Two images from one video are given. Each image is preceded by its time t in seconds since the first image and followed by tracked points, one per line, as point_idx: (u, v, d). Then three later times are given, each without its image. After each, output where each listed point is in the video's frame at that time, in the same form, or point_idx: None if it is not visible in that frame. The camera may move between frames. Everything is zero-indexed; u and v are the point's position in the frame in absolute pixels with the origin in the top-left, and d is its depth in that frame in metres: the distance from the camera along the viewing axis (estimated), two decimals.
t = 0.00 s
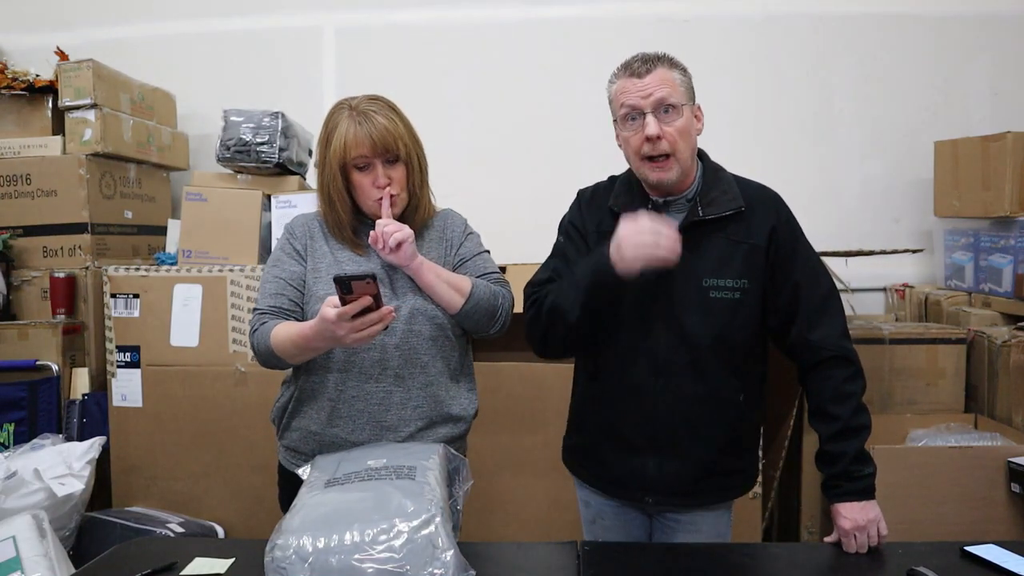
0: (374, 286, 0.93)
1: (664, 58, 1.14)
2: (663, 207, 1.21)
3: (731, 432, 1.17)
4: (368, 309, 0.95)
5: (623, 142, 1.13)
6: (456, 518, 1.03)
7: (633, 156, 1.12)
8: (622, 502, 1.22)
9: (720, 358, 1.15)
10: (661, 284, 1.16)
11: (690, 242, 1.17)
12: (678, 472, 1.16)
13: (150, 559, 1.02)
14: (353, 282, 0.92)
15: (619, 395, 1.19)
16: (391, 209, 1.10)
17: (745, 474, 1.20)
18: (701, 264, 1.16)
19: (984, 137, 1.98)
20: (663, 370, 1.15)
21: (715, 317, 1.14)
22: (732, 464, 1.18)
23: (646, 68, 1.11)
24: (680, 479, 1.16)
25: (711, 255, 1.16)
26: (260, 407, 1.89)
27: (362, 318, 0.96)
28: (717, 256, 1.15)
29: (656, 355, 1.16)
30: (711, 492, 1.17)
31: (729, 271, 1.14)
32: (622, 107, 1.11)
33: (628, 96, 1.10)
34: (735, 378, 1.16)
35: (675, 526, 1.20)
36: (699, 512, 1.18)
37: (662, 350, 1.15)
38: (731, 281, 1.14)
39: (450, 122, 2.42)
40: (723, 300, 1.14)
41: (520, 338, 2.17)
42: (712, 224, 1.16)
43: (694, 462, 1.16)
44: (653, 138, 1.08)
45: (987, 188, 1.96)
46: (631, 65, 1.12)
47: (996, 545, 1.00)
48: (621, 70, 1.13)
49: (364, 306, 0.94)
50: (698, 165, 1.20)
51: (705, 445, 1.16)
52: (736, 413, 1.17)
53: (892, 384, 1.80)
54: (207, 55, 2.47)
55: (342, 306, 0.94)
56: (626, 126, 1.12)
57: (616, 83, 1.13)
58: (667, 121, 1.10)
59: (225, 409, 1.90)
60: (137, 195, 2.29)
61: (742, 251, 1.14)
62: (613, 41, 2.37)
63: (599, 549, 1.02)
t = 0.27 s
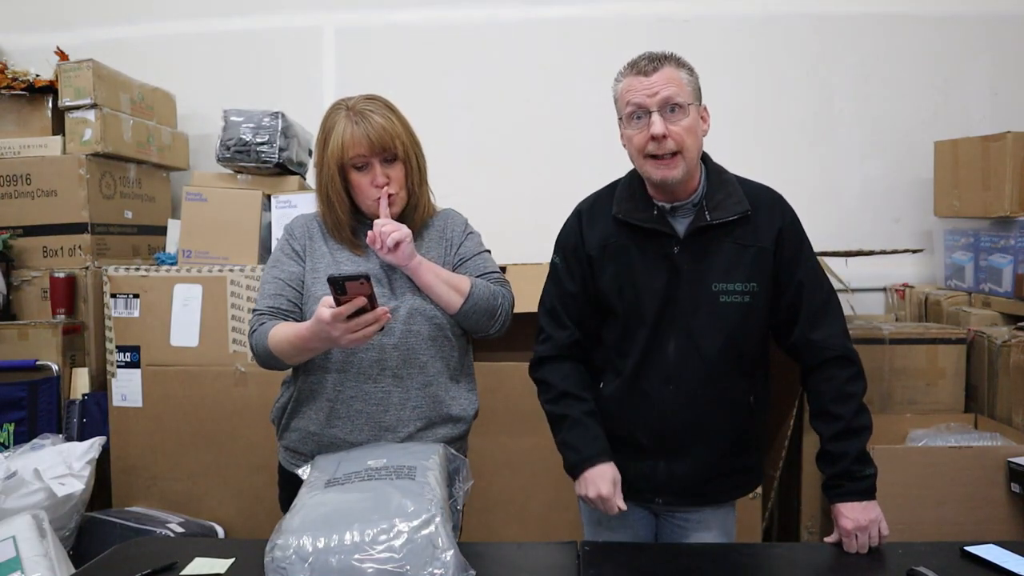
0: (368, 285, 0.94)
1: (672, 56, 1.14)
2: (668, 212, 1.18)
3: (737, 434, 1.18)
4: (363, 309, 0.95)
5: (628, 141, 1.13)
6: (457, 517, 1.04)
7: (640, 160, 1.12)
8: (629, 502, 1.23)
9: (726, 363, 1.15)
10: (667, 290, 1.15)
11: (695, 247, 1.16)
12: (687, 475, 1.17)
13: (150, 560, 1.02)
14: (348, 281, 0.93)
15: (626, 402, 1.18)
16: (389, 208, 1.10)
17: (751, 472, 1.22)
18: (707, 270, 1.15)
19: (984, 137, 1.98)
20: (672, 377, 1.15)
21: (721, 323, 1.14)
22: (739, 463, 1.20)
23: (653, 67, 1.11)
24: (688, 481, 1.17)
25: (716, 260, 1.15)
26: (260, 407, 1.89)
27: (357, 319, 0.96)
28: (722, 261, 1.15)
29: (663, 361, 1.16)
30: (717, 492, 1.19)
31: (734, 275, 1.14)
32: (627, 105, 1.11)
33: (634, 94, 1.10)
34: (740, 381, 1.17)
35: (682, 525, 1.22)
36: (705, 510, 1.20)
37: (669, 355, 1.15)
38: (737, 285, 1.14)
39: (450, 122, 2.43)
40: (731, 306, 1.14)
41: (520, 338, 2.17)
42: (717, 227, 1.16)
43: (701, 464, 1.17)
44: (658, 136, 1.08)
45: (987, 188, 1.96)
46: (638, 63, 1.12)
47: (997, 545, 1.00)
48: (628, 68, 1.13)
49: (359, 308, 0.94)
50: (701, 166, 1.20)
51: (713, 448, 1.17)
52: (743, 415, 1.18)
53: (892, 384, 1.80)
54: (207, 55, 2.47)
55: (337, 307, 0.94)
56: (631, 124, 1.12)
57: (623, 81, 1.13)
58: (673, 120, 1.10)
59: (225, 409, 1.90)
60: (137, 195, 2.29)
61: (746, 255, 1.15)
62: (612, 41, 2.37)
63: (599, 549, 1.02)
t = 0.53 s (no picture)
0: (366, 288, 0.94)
1: (667, 57, 1.14)
2: (666, 218, 1.19)
3: (739, 435, 1.19)
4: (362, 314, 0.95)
5: (625, 144, 1.13)
6: (456, 517, 1.04)
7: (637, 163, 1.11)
8: (632, 502, 1.23)
9: (728, 366, 1.15)
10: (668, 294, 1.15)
11: (696, 251, 1.16)
12: (691, 477, 1.18)
13: (150, 559, 1.02)
14: (345, 285, 0.93)
15: (629, 406, 1.19)
16: (388, 208, 1.10)
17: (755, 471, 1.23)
18: (707, 274, 1.15)
19: (984, 137, 1.98)
20: (675, 382, 1.15)
21: (721, 326, 1.14)
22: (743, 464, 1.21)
23: (650, 69, 1.10)
24: (692, 483, 1.18)
25: (715, 264, 1.15)
26: (260, 407, 1.89)
27: (357, 323, 0.96)
28: (722, 264, 1.15)
29: (665, 365, 1.16)
30: (719, 493, 1.20)
31: (735, 277, 1.14)
32: (624, 108, 1.11)
33: (631, 97, 1.10)
34: (742, 383, 1.17)
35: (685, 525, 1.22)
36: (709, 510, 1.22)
37: (670, 360, 1.16)
38: (738, 288, 1.14)
39: (450, 122, 2.42)
40: (732, 309, 1.14)
41: (520, 338, 2.17)
42: (716, 230, 1.16)
43: (705, 466, 1.18)
44: (657, 139, 1.08)
45: (987, 188, 1.96)
46: (634, 65, 1.12)
47: (997, 545, 1.00)
48: (624, 70, 1.13)
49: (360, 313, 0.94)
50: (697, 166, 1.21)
51: (716, 450, 1.18)
52: (745, 417, 1.18)
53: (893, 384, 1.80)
54: (207, 55, 2.47)
55: (337, 313, 0.94)
56: (628, 127, 1.11)
57: (619, 83, 1.13)
58: (670, 122, 1.10)
59: (225, 409, 1.90)
60: (137, 195, 2.29)
61: (747, 257, 1.15)
62: (612, 41, 2.37)
63: (599, 549, 1.02)
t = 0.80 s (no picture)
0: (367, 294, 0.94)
1: (665, 58, 1.13)
2: (664, 221, 1.19)
3: (739, 436, 1.19)
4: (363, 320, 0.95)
5: (623, 146, 1.13)
6: (456, 517, 1.04)
7: (636, 166, 1.11)
8: (635, 503, 1.23)
9: (728, 369, 1.15)
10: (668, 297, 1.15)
11: (696, 253, 1.16)
12: (692, 478, 1.18)
13: (150, 560, 1.02)
14: (346, 291, 0.93)
15: (630, 408, 1.19)
16: (388, 208, 1.10)
17: (756, 472, 1.23)
18: (706, 278, 1.15)
19: (984, 137, 1.98)
20: (676, 385, 1.15)
21: (721, 329, 1.14)
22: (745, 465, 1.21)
23: (648, 70, 1.10)
24: (693, 484, 1.19)
25: (715, 267, 1.15)
26: (260, 407, 1.89)
27: (359, 328, 0.95)
28: (721, 267, 1.15)
29: (666, 368, 1.16)
30: (719, 494, 1.20)
31: (735, 279, 1.14)
32: (623, 110, 1.11)
33: (630, 99, 1.09)
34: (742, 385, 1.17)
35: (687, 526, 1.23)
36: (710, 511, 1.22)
37: (671, 362, 1.16)
38: (738, 291, 1.14)
39: (450, 121, 2.42)
40: (731, 312, 1.14)
41: (520, 338, 2.17)
42: (715, 233, 1.16)
43: (706, 468, 1.18)
44: (656, 142, 1.08)
45: (987, 188, 1.96)
46: (632, 66, 1.11)
47: (997, 545, 1.00)
48: (621, 71, 1.12)
49: (362, 319, 0.94)
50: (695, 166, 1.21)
51: (717, 452, 1.18)
52: (746, 419, 1.19)
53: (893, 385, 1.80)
54: (206, 55, 2.47)
55: (339, 318, 0.94)
56: (626, 129, 1.11)
57: (617, 84, 1.12)
58: (669, 125, 1.10)
59: (225, 409, 1.90)
60: (137, 195, 2.29)
61: (747, 259, 1.15)
62: (612, 41, 2.37)
63: (599, 549, 1.02)
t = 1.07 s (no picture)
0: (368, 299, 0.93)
1: (672, 50, 1.14)
2: (673, 208, 1.19)
3: (739, 430, 1.18)
4: (365, 326, 0.94)
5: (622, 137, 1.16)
6: (456, 517, 1.04)
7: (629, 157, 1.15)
8: (637, 502, 1.23)
9: (730, 358, 1.15)
10: (672, 284, 1.16)
11: (702, 240, 1.16)
12: (687, 470, 1.18)
13: (150, 560, 1.02)
14: (347, 296, 0.91)
15: (630, 394, 1.19)
16: (388, 209, 1.10)
17: (754, 470, 1.22)
18: (711, 265, 1.15)
19: (984, 137, 1.98)
20: (679, 371, 1.15)
21: (724, 317, 1.14)
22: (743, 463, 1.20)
23: (643, 64, 1.12)
24: (689, 477, 1.18)
25: (721, 255, 1.15)
26: (260, 407, 1.89)
27: (361, 333, 0.95)
28: (727, 256, 1.15)
29: (668, 354, 1.16)
30: (717, 491, 1.19)
31: (741, 268, 1.14)
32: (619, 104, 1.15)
33: (623, 93, 1.13)
34: (744, 377, 1.17)
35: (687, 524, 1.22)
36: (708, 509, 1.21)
37: (674, 347, 1.16)
38: (742, 280, 1.14)
39: (450, 121, 2.42)
40: (736, 300, 1.14)
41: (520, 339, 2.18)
42: (721, 223, 1.16)
43: (704, 461, 1.18)
44: (637, 134, 1.10)
45: (987, 187, 1.96)
46: (634, 61, 1.15)
47: (996, 545, 1.00)
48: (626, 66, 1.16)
49: (365, 325, 0.94)
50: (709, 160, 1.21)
51: (714, 445, 1.17)
52: (747, 412, 1.18)
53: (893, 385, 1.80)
54: (206, 55, 2.47)
55: (341, 323, 0.94)
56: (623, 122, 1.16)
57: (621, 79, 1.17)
58: (657, 116, 1.10)
59: (225, 409, 1.90)
60: (137, 195, 2.29)
61: (753, 251, 1.15)
62: (612, 41, 2.37)
63: (599, 549, 1.02)
